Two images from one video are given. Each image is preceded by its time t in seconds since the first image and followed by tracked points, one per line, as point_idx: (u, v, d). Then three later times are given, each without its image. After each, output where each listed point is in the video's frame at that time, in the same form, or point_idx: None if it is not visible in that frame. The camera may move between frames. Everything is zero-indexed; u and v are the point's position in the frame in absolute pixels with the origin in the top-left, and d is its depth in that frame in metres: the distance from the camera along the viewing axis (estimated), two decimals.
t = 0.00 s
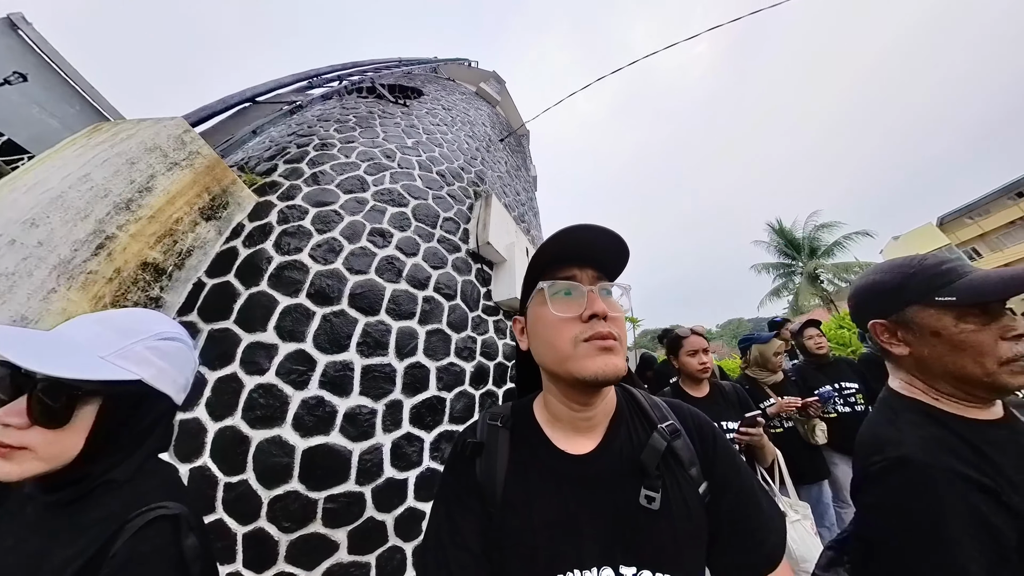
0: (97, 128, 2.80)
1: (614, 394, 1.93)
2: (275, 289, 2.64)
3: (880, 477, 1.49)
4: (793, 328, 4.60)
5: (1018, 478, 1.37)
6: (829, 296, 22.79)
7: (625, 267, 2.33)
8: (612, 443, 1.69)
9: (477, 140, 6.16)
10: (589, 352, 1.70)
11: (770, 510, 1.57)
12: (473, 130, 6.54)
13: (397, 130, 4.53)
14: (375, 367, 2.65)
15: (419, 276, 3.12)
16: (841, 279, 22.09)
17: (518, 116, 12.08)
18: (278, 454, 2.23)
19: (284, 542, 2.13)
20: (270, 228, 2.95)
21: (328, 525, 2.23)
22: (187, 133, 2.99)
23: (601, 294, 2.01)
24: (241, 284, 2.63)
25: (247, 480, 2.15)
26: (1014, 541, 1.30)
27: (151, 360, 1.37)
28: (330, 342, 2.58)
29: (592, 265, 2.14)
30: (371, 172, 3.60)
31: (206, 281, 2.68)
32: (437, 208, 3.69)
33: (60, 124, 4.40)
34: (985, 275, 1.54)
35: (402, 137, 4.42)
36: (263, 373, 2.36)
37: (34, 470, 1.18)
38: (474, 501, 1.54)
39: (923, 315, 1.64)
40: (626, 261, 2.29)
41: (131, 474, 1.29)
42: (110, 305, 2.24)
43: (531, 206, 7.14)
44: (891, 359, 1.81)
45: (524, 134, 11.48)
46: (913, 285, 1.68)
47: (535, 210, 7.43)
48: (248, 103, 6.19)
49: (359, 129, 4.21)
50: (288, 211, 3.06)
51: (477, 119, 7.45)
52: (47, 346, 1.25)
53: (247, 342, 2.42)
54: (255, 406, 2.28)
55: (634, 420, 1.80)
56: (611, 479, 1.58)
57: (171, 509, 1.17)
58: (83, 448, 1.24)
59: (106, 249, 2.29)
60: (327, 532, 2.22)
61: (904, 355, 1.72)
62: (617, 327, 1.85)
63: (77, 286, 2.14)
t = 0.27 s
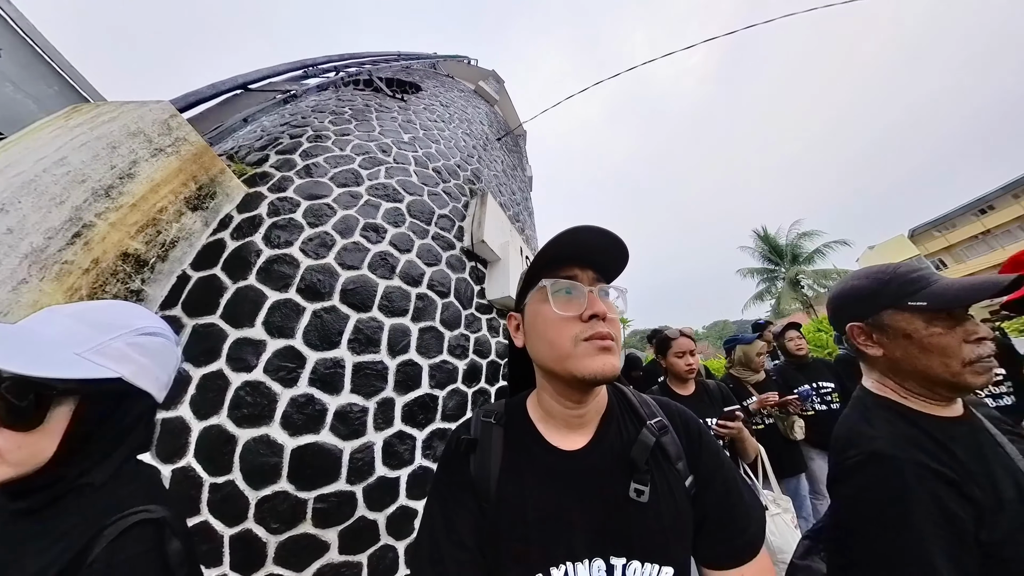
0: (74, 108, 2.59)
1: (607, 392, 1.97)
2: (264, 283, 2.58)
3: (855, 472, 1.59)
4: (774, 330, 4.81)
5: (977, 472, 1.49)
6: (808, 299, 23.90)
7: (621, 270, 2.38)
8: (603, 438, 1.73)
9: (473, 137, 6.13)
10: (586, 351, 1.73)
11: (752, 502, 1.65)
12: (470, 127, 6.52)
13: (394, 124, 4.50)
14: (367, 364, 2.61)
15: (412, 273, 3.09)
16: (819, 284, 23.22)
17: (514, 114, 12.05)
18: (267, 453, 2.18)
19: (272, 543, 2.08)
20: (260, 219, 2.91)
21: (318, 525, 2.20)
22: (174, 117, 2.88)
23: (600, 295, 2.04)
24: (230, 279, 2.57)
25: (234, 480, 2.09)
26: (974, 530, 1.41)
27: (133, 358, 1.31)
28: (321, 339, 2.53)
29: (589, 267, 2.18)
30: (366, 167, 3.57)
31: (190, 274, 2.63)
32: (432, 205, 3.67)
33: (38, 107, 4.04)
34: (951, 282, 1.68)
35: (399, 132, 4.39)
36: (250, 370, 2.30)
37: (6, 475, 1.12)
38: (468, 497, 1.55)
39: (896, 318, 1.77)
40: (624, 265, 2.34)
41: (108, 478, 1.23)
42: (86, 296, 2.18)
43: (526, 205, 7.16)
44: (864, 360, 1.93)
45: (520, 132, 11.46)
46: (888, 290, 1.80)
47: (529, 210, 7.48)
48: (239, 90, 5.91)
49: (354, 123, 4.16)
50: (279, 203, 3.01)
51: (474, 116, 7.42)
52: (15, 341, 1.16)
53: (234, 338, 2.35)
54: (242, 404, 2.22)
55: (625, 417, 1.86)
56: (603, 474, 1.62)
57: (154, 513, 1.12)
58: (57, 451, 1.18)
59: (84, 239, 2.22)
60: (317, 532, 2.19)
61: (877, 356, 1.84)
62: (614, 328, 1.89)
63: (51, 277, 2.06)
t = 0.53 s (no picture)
0: (50, 87, 2.46)
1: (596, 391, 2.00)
2: (251, 277, 2.49)
3: (830, 467, 1.68)
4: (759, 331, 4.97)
5: (942, 467, 1.60)
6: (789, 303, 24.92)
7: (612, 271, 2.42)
8: (592, 436, 1.77)
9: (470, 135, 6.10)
10: (573, 350, 1.76)
11: (734, 496, 1.72)
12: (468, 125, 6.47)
13: (390, 119, 4.43)
14: (357, 362, 2.56)
15: (405, 269, 3.05)
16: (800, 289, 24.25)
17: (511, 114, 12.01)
18: (253, 453, 2.11)
19: (259, 545, 2.02)
20: (249, 211, 2.81)
21: (306, 525, 2.15)
22: (158, 102, 2.79)
23: (589, 295, 2.06)
24: (215, 272, 2.47)
25: (218, 481, 2.02)
26: (938, 521, 1.51)
27: (108, 352, 1.25)
28: (310, 335, 2.46)
29: (580, 266, 2.20)
30: (360, 160, 3.49)
31: (174, 266, 2.52)
32: (427, 201, 3.63)
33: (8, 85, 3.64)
34: (935, 287, 1.85)
35: (395, 126, 4.32)
36: (236, 367, 2.22)
37: None
38: (459, 494, 1.55)
39: (904, 317, 1.83)
40: (613, 265, 2.38)
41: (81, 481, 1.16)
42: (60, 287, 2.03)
43: (521, 205, 7.18)
44: (857, 358, 1.95)
45: (517, 132, 11.44)
46: (891, 290, 1.88)
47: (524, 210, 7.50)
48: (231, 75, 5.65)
49: (349, 115, 4.06)
50: (268, 195, 2.91)
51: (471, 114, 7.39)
52: None
53: (219, 334, 2.26)
54: (226, 402, 2.14)
55: (614, 415, 1.90)
56: (592, 470, 1.65)
57: (129, 519, 1.07)
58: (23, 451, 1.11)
59: (58, 227, 2.06)
60: (305, 533, 2.13)
61: (881, 354, 1.85)
62: (601, 328, 1.92)
63: (20, 267, 1.90)
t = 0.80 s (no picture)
0: (28, 65, 2.27)
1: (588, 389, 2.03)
2: (240, 271, 2.40)
3: (808, 463, 1.78)
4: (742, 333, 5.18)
5: (909, 462, 1.71)
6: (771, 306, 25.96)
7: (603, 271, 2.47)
8: (583, 432, 1.81)
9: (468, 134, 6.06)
10: (564, 348, 1.78)
11: (718, 489, 1.79)
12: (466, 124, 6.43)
13: (387, 113, 4.35)
14: (349, 359, 2.51)
15: (398, 266, 3.01)
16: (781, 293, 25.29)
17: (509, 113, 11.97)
18: (240, 452, 2.05)
19: (247, 546, 1.97)
20: (238, 203, 2.71)
21: (297, 525, 2.10)
22: (144, 86, 2.64)
23: (581, 295, 2.09)
24: (201, 266, 2.37)
25: (205, 481, 1.95)
26: (904, 512, 1.62)
27: (87, 348, 1.19)
28: (300, 332, 2.40)
29: (572, 267, 2.24)
30: (355, 155, 3.41)
31: (158, 259, 2.42)
32: (422, 198, 3.59)
33: None
34: (909, 294, 2.04)
35: (392, 121, 4.25)
36: (223, 364, 2.15)
37: None
38: (453, 491, 1.56)
39: (883, 320, 1.96)
40: (605, 266, 2.43)
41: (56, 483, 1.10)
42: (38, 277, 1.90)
43: (516, 205, 7.21)
44: (838, 360, 2.05)
45: (514, 132, 11.41)
46: (871, 295, 2.02)
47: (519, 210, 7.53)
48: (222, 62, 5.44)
49: (345, 108, 3.97)
50: (259, 187, 2.81)
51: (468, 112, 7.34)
52: None
53: (205, 329, 2.18)
54: (212, 400, 2.07)
55: (604, 412, 1.94)
56: (583, 466, 1.69)
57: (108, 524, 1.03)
58: None
59: (33, 214, 1.91)
60: (296, 533, 2.09)
61: (862, 356, 1.96)
62: (592, 326, 1.95)
63: None
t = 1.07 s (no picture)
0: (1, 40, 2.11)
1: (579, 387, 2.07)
2: (229, 265, 2.32)
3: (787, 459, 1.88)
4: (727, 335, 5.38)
5: (877, 457, 1.84)
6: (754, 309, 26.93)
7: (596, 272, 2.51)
8: (574, 428, 1.85)
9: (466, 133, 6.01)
10: (556, 347, 1.81)
11: (703, 482, 1.87)
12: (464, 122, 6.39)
13: (384, 108, 4.27)
14: (341, 357, 2.47)
15: (391, 263, 2.97)
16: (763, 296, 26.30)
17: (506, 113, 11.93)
18: (228, 451, 1.99)
19: (236, 547, 1.92)
20: (227, 195, 2.60)
21: (286, 524, 2.06)
22: (129, 69, 2.50)
23: (573, 294, 2.12)
24: (187, 260, 2.27)
25: (191, 482, 1.89)
26: (871, 501, 1.74)
27: (59, 341, 1.13)
28: (290, 329, 2.34)
29: (566, 267, 2.27)
30: (350, 149, 3.34)
31: (142, 252, 2.29)
32: (417, 195, 3.54)
33: None
34: (883, 299, 2.18)
35: (389, 116, 4.17)
36: (210, 361, 2.07)
37: None
38: (446, 488, 1.58)
39: (858, 323, 2.09)
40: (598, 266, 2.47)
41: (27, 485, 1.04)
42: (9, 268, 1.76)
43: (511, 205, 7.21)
44: (817, 360, 2.17)
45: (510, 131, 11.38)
46: (847, 299, 2.15)
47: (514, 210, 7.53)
48: (217, 49, 5.22)
49: (341, 100, 3.87)
50: (250, 178, 2.72)
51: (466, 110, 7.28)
52: None
53: (191, 325, 2.10)
54: (198, 398, 2.00)
55: (594, 408, 1.99)
56: (574, 461, 1.73)
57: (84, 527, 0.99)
58: None
59: (7, 202, 1.76)
60: (286, 533, 2.05)
61: (839, 357, 2.09)
62: (584, 325, 1.98)
63: None
